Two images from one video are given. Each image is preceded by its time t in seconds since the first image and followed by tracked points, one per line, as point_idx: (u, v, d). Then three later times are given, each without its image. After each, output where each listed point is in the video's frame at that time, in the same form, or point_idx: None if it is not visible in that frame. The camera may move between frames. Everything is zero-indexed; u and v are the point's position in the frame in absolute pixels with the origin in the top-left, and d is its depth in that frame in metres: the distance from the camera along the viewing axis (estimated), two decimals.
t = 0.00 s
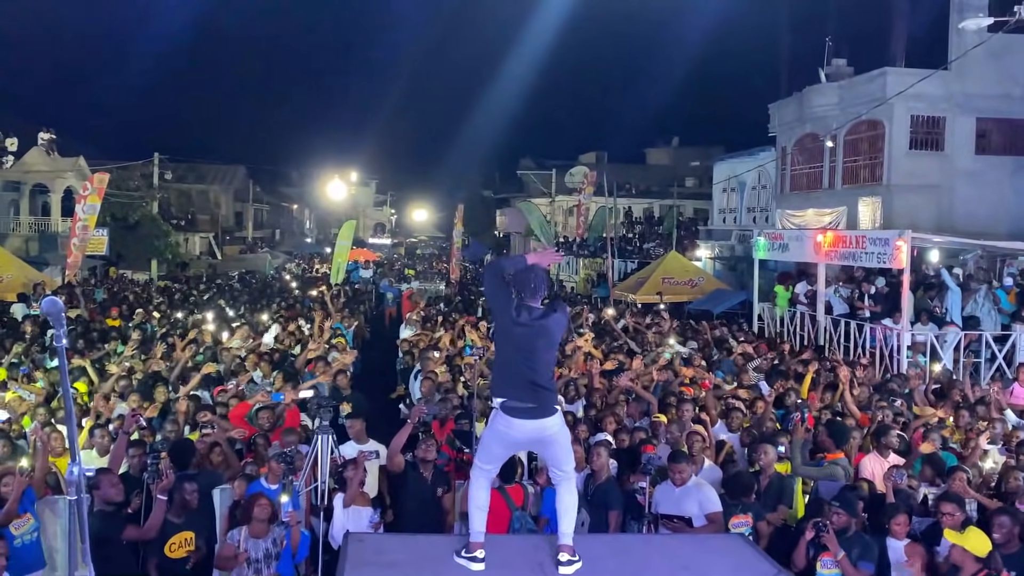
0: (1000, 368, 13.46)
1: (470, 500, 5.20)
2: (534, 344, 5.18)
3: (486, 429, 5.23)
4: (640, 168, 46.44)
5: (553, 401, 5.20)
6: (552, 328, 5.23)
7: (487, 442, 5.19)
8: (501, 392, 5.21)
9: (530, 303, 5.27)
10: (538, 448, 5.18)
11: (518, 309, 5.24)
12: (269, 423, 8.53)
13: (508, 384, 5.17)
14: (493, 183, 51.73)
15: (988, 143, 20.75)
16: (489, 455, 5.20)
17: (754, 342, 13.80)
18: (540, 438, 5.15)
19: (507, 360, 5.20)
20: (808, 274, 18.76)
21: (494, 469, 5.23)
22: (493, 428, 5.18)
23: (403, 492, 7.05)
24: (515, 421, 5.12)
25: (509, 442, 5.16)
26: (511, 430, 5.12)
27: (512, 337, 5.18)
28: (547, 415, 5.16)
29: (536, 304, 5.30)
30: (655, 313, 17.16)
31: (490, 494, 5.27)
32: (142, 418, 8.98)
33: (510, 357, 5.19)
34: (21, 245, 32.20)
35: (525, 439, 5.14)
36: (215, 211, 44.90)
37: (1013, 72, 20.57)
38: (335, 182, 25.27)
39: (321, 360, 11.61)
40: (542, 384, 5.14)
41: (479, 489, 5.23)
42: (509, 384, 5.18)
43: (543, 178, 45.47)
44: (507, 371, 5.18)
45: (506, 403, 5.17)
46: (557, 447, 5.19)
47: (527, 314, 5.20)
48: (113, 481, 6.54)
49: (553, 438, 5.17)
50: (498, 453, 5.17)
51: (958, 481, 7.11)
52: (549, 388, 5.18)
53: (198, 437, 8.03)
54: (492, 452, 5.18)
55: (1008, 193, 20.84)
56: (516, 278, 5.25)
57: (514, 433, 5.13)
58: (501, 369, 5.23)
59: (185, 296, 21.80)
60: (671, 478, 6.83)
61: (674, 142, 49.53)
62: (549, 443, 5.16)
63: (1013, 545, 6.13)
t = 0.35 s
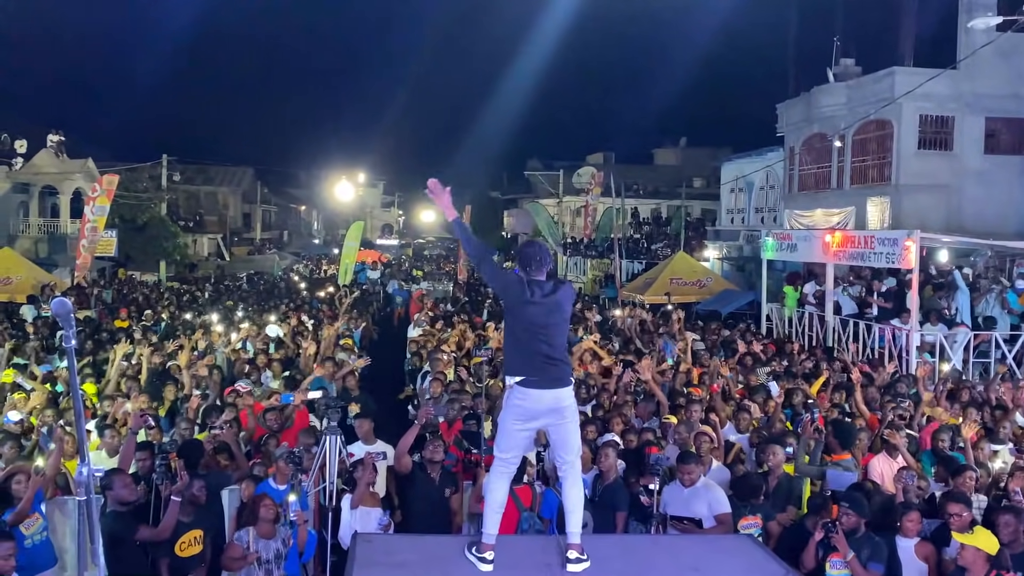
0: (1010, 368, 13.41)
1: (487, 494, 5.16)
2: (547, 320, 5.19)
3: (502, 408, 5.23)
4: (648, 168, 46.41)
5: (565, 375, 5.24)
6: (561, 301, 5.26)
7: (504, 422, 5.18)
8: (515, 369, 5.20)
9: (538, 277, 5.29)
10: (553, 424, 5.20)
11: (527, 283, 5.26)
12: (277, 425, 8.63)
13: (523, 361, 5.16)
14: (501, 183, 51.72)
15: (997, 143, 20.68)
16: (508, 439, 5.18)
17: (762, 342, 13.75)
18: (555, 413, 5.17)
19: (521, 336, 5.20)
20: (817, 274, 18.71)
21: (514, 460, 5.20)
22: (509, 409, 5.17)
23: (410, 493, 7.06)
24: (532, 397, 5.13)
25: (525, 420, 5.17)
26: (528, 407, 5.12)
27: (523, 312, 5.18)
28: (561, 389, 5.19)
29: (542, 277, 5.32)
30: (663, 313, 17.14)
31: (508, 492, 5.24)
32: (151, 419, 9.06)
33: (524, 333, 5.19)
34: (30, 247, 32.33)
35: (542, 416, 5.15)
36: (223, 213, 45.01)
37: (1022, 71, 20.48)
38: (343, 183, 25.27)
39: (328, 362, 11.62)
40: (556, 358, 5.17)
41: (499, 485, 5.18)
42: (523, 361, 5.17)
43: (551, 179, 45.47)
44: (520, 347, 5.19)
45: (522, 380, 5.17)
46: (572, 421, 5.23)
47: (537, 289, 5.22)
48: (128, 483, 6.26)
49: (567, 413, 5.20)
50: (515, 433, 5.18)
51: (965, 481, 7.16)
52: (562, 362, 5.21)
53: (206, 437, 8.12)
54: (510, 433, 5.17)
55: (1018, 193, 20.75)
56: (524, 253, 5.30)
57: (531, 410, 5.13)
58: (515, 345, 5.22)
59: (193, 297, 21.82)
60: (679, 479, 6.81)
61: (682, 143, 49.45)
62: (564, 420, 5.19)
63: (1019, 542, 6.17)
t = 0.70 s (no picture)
0: (1018, 368, 13.37)
1: (477, 499, 5.29)
2: (542, 348, 5.25)
3: (493, 430, 5.29)
4: (653, 169, 46.38)
5: (560, 402, 5.30)
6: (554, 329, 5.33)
7: (494, 440, 5.24)
8: (508, 395, 5.25)
9: (527, 304, 5.34)
10: (547, 448, 5.27)
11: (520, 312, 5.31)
12: (283, 425, 8.67)
13: (520, 389, 5.21)
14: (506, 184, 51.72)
15: (1004, 142, 20.63)
16: (494, 453, 5.26)
17: (769, 343, 13.73)
18: (549, 438, 5.23)
19: (516, 363, 5.24)
20: (824, 274, 18.68)
21: (498, 469, 5.29)
22: (502, 431, 5.24)
23: (417, 492, 7.07)
24: (527, 423, 5.19)
25: (518, 442, 5.24)
26: (522, 431, 5.19)
27: (517, 341, 5.23)
28: (556, 416, 5.25)
29: (531, 304, 5.36)
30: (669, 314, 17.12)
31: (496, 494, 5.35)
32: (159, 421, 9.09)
33: (519, 361, 5.24)
34: (38, 248, 32.52)
35: (537, 441, 5.21)
36: (229, 214, 45.12)
37: None
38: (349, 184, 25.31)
39: (334, 363, 11.65)
40: (552, 385, 5.24)
41: (485, 490, 5.30)
42: (518, 388, 5.22)
43: (556, 180, 45.49)
44: (515, 375, 5.23)
45: (517, 407, 5.21)
46: (566, 446, 5.30)
47: (531, 317, 5.26)
48: (140, 484, 6.29)
49: (562, 439, 5.26)
50: (506, 452, 5.25)
51: (977, 481, 7.17)
52: (557, 389, 5.28)
53: (212, 437, 8.17)
54: (499, 449, 5.24)
55: None
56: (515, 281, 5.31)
57: (525, 434, 5.19)
58: (508, 372, 5.26)
59: (199, 298, 21.89)
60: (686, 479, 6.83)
61: (687, 143, 49.42)
62: (559, 444, 5.26)
63: None
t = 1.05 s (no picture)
0: None
1: (491, 500, 5.22)
2: (541, 321, 5.33)
3: (496, 411, 5.35)
4: (659, 169, 46.32)
5: (558, 378, 5.33)
6: (558, 306, 5.40)
7: (499, 424, 5.29)
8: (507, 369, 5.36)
9: (540, 281, 5.45)
10: (548, 427, 5.28)
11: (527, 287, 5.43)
12: (289, 424, 8.66)
13: (516, 359, 5.31)
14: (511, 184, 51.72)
15: (1010, 142, 20.57)
16: (504, 440, 5.29)
17: (773, 343, 13.73)
18: (548, 416, 5.25)
19: (516, 335, 5.36)
20: (829, 274, 18.67)
21: (510, 459, 5.29)
22: (501, 409, 5.30)
23: (422, 493, 7.10)
24: (524, 397, 5.24)
25: (519, 422, 5.27)
26: (519, 407, 5.23)
27: (518, 312, 5.36)
28: (553, 392, 5.28)
29: (545, 282, 5.48)
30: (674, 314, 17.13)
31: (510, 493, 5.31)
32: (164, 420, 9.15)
33: (519, 332, 5.35)
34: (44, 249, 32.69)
35: (534, 417, 5.24)
36: (235, 215, 45.25)
37: None
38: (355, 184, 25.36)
39: (339, 363, 11.69)
40: (550, 358, 5.29)
41: (500, 488, 5.26)
42: (517, 359, 5.32)
43: (562, 180, 45.48)
44: (513, 346, 5.34)
45: (514, 380, 5.30)
46: (567, 424, 5.29)
47: (535, 292, 5.38)
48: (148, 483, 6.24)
49: (562, 417, 5.27)
50: (510, 435, 5.27)
51: (988, 482, 7.16)
52: (556, 364, 5.32)
53: (218, 438, 8.21)
54: (506, 434, 5.27)
55: None
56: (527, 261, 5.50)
57: (522, 410, 5.23)
58: (509, 345, 5.38)
59: (206, 299, 21.97)
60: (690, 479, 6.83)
61: (693, 142, 49.33)
62: (560, 424, 5.27)
63: None
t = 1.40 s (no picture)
0: None
1: (498, 499, 5.27)
2: (566, 339, 5.30)
3: (515, 425, 5.35)
4: (664, 169, 46.28)
5: (582, 397, 5.29)
6: (586, 326, 5.35)
7: (516, 437, 5.30)
8: (532, 386, 5.33)
9: (570, 302, 5.43)
10: (567, 442, 5.26)
11: (556, 306, 5.42)
12: (295, 426, 8.56)
13: (541, 376, 5.29)
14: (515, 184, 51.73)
15: (1015, 140, 20.52)
16: (519, 452, 5.30)
17: (778, 342, 13.73)
18: (568, 432, 5.22)
19: (542, 353, 5.35)
20: (834, 273, 18.65)
21: (522, 467, 5.30)
22: (520, 424, 5.30)
23: (427, 493, 7.11)
24: (544, 413, 5.22)
25: (537, 436, 5.26)
26: (538, 423, 5.22)
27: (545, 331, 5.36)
28: (574, 410, 5.24)
29: (576, 303, 5.45)
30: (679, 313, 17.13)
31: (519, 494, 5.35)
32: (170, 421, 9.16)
33: (545, 351, 5.34)
34: (50, 249, 32.84)
35: (553, 433, 5.22)
36: (240, 216, 45.36)
37: None
38: (359, 185, 25.41)
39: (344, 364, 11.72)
40: (573, 377, 5.25)
41: (509, 491, 5.30)
42: (540, 377, 5.30)
43: (566, 180, 45.47)
44: (539, 364, 5.33)
45: (535, 397, 5.28)
46: (587, 440, 5.26)
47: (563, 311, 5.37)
48: (153, 485, 6.29)
49: (582, 433, 5.24)
50: (525, 448, 5.27)
51: (998, 487, 7.30)
52: (580, 382, 5.28)
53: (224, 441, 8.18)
54: (521, 446, 5.28)
55: None
56: (556, 278, 5.44)
57: (540, 424, 5.22)
58: (535, 364, 5.36)
59: (211, 300, 22.05)
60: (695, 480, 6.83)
61: (698, 142, 49.29)
62: (578, 439, 5.24)
63: None
